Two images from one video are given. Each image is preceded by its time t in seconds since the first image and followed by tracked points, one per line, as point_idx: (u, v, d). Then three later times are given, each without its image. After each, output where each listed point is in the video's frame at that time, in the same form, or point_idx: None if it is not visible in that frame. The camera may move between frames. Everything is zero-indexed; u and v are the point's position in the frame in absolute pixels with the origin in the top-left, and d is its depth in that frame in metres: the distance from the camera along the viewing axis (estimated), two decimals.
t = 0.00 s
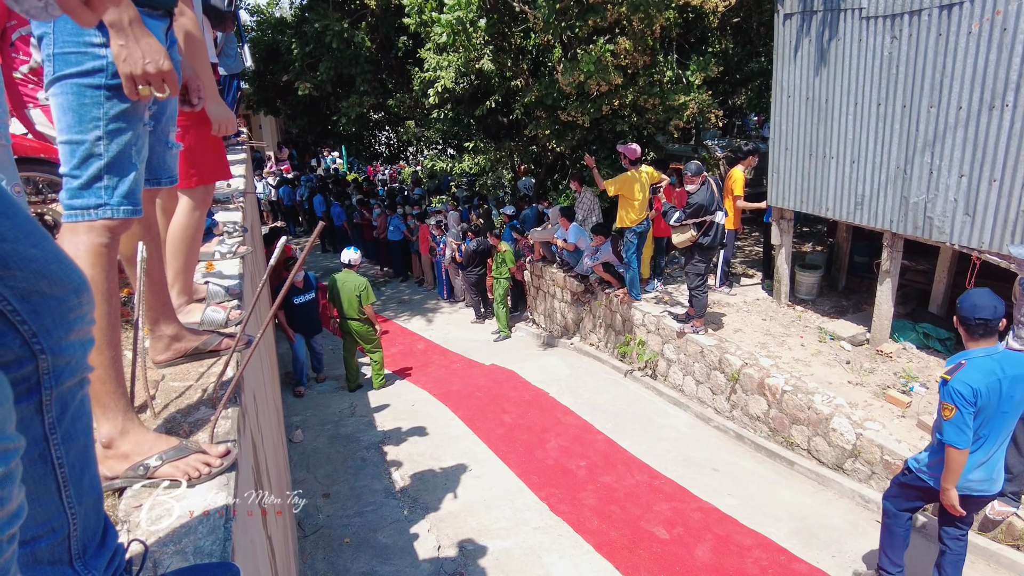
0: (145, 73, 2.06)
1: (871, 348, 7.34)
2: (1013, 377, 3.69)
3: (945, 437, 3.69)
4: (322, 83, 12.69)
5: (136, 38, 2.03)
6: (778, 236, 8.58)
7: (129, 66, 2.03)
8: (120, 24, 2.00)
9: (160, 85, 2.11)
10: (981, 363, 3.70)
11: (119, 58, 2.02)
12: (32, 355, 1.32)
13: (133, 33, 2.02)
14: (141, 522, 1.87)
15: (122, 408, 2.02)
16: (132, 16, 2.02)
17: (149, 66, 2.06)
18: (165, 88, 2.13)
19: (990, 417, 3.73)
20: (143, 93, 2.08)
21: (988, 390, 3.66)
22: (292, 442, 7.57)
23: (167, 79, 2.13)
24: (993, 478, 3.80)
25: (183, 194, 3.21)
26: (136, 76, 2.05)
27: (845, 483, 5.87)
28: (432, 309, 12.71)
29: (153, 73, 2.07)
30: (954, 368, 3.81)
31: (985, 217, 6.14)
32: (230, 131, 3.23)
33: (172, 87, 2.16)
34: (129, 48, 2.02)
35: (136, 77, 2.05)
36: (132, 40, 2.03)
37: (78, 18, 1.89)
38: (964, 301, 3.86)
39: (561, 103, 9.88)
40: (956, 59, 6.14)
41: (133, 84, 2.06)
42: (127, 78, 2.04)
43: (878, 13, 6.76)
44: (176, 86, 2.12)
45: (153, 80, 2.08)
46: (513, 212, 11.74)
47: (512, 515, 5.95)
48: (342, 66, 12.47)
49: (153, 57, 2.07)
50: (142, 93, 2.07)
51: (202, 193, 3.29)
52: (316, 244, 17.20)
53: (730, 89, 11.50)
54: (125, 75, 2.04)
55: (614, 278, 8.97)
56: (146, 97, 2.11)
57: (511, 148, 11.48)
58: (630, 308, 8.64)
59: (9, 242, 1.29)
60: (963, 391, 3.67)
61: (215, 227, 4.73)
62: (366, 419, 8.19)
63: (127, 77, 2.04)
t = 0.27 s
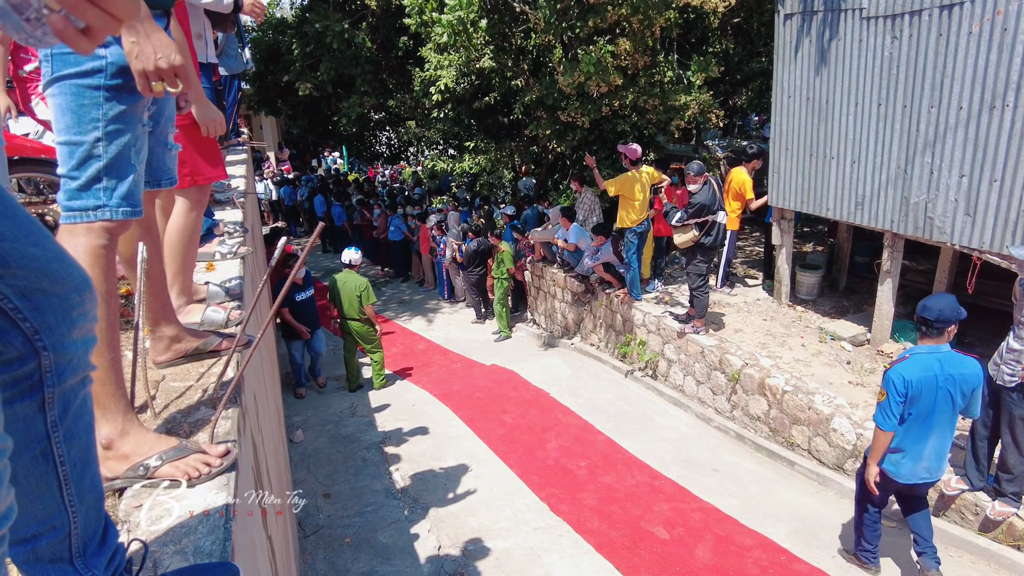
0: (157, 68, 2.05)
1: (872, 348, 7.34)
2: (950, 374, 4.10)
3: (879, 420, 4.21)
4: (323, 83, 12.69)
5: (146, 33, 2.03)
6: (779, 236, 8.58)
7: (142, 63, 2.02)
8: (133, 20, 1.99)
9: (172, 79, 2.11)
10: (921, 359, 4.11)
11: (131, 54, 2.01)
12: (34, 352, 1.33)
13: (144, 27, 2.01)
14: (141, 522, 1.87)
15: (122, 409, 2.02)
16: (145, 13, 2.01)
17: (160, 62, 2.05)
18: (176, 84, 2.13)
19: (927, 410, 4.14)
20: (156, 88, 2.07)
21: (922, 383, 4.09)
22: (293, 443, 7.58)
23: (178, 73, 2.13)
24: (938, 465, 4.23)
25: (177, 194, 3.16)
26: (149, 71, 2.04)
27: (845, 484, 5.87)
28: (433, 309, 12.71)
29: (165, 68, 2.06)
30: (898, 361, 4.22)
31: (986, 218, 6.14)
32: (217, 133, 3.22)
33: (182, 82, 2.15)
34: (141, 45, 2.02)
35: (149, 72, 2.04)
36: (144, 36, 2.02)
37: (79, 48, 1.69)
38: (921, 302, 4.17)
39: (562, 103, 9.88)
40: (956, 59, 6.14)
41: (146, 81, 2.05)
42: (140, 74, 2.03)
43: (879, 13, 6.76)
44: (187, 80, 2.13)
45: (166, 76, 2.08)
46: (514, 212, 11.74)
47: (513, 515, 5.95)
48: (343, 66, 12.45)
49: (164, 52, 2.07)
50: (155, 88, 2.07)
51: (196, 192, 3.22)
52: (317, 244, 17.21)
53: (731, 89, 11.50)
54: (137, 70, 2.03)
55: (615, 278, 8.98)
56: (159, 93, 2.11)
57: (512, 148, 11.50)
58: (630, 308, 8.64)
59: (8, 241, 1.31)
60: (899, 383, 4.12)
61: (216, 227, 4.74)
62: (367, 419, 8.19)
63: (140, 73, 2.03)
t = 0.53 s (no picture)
0: (154, 70, 2.10)
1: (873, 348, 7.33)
2: (923, 351, 4.40)
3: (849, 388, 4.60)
4: (324, 83, 12.69)
5: (142, 37, 2.08)
6: (780, 236, 8.57)
7: (138, 65, 2.07)
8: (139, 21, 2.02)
9: (168, 80, 2.16)
10: (897, 339, 4.43)
11: (127, 57, 2.05)
12: (33, 351, 1.32)
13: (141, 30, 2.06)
14: (143, 522, 1.87)
15: (123, 408, 2.02)
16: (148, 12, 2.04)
17: (156, 63, 2.10)
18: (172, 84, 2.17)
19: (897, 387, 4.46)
20: (153, 90, 2.11)
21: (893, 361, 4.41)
22: (294, 442, 7.57)
23: (174, 74, 2.17)
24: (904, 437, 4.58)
25: (169, 201, 3.10)
26: (145, 73, 2.08)
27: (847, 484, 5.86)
28: (434, 309, 12.71)
29: (161, 70, 2.11)
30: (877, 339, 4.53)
31: (988, 218, 6.12)
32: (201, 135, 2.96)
33: (178, 82, 2.20)
34: (138, 47, 2.06)
35: (145, 74, 2.08)
36: (141, 39, 2.07)
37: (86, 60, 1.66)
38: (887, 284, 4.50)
39: (563, 103, 9.88)
40: (958, 58, 6.12)
41: (142, 82, 2.09)
42: (136, 76, 2.07)
43: (880, 12, 6.75)
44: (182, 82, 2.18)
45: (161, 77, 2.12)
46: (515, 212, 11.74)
47: (514, 516, 5.95)
48: (344, 66, 12.43)
49: (160, 53, 2.11)
50: (151, 89, 2.11)
51: (189, 192, 3.15)
52: (318, 244, 17.21)
53: (732, 89, 11.50)
54: (134, 73, 2.07)
55: (616, 278, 8.97)
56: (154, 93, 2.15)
57: (513, 148, 11.51)
58: (632, 308, 8.63)
59: (5, 239, 1.30)
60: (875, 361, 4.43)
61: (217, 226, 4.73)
62: (368, 419, 8.19)
63: (137, 75, 2.07)
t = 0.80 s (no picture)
0: (149, 73, 2.08)
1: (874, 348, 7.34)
2: (896, 351, 4.59)
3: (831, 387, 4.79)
4: (325, 83, 12.70)
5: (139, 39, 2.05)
6: (780, 236, 8.58)
7: (134, 67, 2.04)
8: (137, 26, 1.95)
9: (164, 84, 2.14)
10: (873, 339, 4.62)
11: (123, 59, 2.03)
12: (32, 353, 1.33)
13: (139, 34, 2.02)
14: (145, 522, 1.87)
15: (125, 408, 2.03)
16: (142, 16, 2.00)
17: (153, 66, 2.08)
18: (168, 87, 2.16)
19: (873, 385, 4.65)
20: (149, 93, 2.10)
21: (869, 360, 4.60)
22: (295, 442, 7.58)
23: (170, 79, 2.15)
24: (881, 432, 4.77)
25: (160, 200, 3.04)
26: (141, 76, 2.07)
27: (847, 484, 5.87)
28: (434, 308, 12.72)
29: (157, 74, 2.09)
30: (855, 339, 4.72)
31: (988, 218, 6.12)
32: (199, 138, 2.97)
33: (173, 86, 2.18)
34: (133, 49, 2.03)
35: (141, 77, 2.06)
36: (137, 41, 2.04)
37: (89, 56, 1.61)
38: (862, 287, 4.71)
39: (564, 103, 9.89)
40: (958, 59, 6.13)
41: (138, 86, 2.08)
42: (131, 79, 2.05)
43: (881, 13, 6.76)
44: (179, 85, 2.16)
45: (158, 80, 2.11)
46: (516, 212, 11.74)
47: (515, 516, 5.95)
48: (345, 66, 12.43)
49: (157, 58, 2.09)
50: (147, 93, 2.10)
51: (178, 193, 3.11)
52: (319, 244, 17.22)
53: (733, 89, 11.50)
54: (130, 76, 2.05)
55: (616, 278, 8.97)
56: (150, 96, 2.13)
57: (513, 148, 11.55)
58: (632, 308, 8.64)
59: (5, 241, 1.30)
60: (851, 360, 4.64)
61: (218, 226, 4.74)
62: (369, 419, 8.20)
63: (133, 78, 2.05)
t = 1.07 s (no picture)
0: (149, 73, 2.09)
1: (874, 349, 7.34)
2: (877, 336, 4.85)
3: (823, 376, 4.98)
4: (326, 83, 12.71)
5: (139, 39, 2.07)
6: (782, 236, 8.58)
7: (134, 68, 2.06)
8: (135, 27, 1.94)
9: (164, 84, 2.15)
10: (853, 324, 4.88)
11: (123, 60, 2.04)
12: (29, 356, 1.32)
13: (138, 34, 2.05)
14: (148, 522, 1.88)
15: (129, 409, 2.03)
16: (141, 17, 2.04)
17: (153, 66, 2.10)
18: (168, 87, 2.17)
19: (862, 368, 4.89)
20: (149, 93, 2.11)
21: (854, 345, 4.84)
22: (296, 442, 7.58)
23: (170, 79, 2.17)
24: (865, 415, 4.98)
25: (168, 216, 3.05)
26: (141, 77, 2.08)
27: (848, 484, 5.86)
28: (435, 309, 12.73)
29: (157, 74, 2.11)
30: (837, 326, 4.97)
31: (989, 218, 6.13)
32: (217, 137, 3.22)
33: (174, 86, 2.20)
34: (133, 49, 2.05)
35: (141, 77, 2.08)
36: (137, 42, 2.06)
37: (97, 50, 1.71)
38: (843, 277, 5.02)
39: (565, 104, 9.90)
40: (959, 59, 6.13)
41: (138, 86, 2.09)
42: (132, 79, 2.07)
43: (882, 13, 6.76)
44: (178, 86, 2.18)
45: (158, 80, 2.12)
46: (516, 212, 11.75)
47: (516, 516, 5.96)
48: (346, 66, 12.45)
49: (157, 58, 2.11)
50: (148, 93, 2.11)
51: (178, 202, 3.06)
52: (320, 245, 17.22)
53: (734, 90, 11.50)
54: (129, 76, 2.06)
55: (617, 279, 8.97)
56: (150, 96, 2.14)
57: (514, 148, 11.57)
58: (633, 308, 8.65)
59: (4, 244, 1.29)
60: (836, 346, 4.89)
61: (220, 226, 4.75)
62: (370, 419, 8.20)
63: (133, 78, 2.07)
